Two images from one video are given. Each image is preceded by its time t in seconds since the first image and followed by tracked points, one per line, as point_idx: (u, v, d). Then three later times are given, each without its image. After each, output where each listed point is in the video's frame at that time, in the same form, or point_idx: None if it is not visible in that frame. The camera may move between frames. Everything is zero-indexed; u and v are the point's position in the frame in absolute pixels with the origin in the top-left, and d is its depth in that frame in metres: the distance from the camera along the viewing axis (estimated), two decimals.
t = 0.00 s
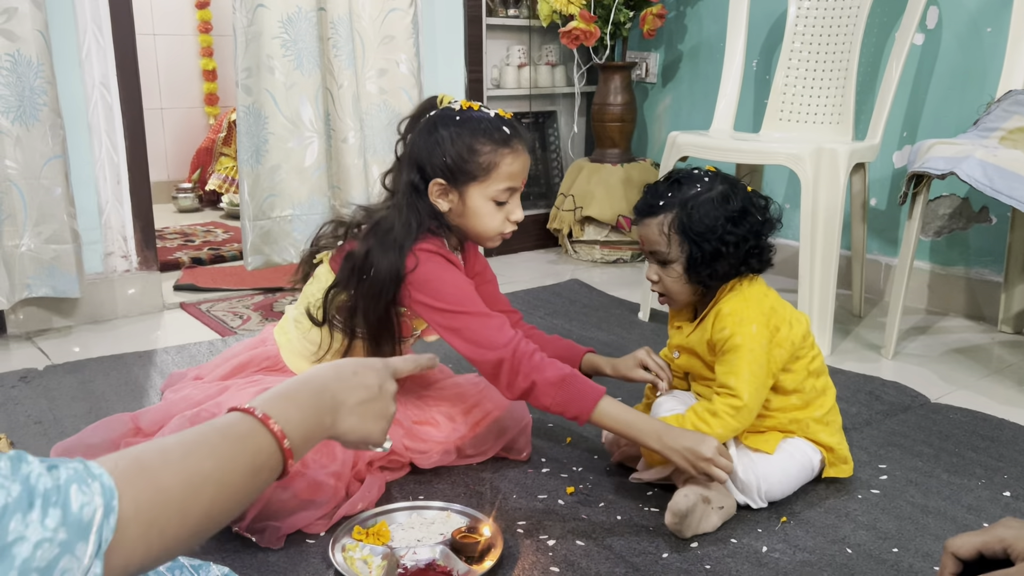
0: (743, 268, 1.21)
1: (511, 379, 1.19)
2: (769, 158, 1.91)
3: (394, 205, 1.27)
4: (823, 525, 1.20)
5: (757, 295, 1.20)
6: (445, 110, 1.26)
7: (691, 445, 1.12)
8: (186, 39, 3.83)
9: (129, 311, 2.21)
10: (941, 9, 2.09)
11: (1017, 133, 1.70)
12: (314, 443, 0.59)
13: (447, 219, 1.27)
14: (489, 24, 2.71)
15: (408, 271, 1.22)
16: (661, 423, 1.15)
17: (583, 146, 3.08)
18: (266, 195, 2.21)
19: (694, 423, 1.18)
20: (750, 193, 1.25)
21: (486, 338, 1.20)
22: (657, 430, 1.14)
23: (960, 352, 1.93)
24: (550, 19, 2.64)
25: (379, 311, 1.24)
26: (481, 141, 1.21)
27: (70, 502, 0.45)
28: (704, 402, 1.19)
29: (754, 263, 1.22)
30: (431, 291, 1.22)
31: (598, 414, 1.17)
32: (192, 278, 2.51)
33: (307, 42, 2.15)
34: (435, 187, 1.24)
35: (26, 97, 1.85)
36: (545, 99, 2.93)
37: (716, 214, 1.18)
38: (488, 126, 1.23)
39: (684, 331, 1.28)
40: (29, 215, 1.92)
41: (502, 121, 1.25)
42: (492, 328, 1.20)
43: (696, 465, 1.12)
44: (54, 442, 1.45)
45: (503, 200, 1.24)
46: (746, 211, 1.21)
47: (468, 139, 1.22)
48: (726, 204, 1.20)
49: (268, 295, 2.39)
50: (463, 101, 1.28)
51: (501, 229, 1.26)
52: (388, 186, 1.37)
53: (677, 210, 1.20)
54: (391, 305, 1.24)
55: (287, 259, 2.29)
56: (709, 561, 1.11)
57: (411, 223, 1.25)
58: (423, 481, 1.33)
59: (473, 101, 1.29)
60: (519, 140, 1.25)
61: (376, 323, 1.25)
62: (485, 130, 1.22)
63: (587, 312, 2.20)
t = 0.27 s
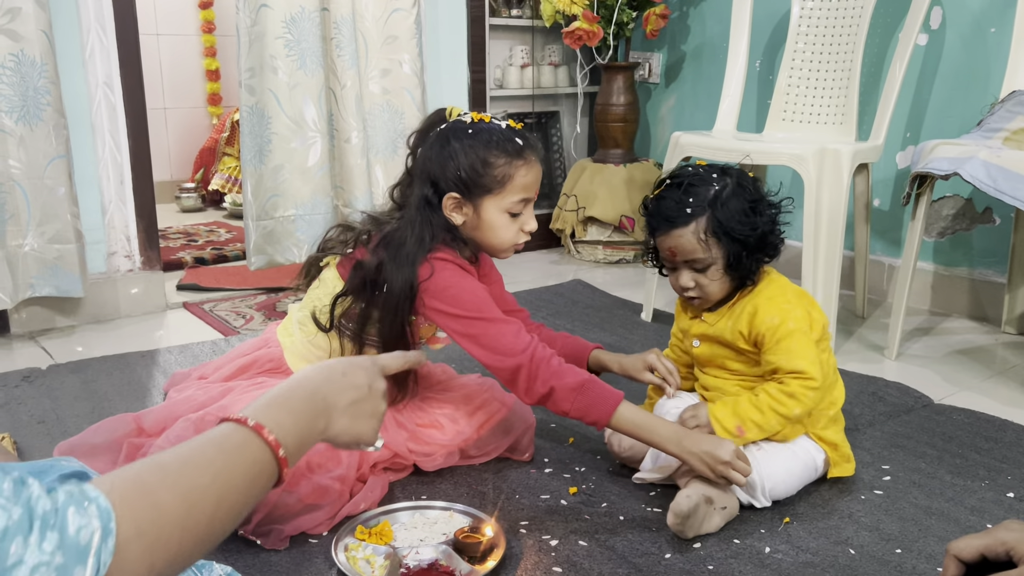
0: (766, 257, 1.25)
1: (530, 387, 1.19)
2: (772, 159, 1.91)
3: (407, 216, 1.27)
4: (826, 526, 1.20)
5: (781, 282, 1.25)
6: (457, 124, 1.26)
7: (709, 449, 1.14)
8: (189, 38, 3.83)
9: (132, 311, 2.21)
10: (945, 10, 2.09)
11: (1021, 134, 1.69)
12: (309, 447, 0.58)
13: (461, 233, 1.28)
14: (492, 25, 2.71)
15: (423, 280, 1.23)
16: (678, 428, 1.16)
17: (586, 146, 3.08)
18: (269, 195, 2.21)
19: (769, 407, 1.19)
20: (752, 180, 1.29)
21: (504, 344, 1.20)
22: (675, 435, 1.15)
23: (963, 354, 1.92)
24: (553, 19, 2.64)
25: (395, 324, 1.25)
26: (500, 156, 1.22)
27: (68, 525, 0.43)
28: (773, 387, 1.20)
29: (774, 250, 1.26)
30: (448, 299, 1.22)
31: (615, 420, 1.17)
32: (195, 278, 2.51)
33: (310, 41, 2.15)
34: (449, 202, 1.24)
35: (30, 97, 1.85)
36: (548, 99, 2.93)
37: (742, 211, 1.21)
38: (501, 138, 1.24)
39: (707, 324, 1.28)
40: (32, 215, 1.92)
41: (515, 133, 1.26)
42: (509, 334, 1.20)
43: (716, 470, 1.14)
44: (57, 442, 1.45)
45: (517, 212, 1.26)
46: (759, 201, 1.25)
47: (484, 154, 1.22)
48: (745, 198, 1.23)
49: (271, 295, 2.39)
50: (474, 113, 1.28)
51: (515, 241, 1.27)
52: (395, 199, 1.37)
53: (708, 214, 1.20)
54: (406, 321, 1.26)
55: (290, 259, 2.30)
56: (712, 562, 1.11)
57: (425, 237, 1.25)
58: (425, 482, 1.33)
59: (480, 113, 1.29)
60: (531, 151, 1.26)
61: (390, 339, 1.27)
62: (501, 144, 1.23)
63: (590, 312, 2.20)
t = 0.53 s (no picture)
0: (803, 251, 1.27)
1: (502, 365, 1.16)
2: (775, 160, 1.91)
3: (390, 202, 1.27)
4: (829, 526, 1.20)
5: (818, 273, 1.28)
6: (445, 110, 1.26)
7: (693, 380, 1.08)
8: (193, 39, 3.84)
9: (136, 310, 2.22)
10: (948, 11, 2.09)
11: None
12: None
13: (446, 220, 1.27)
14: (495, 25, 2.71)
15: (397, 262, 1.23)
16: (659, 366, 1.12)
17: (589, 147, 3.08)
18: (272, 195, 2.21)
19: (854, 395, 1.21)
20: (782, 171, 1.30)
21: (476, 325, 1.18)
22: (657, 376, 1.11)
23: (965, 354, 1.92)
24: (556, 20, 2.64)
25: (377, 307, 1.25)
26: (485, 140, 1.22)
27: None
28: (849, 375, 1.21)
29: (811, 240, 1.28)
30: (422, 280, 1.22)
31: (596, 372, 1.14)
32: (198, 277, 2.52)
33: (314, 42, 2.16)
34: (434, 186, 1.24)
35: (35, 97, 1.86)
36: (551, 99, 2.94)
37: (784, 204, 1.23)
38: (488, 124, 1.23)
39: (742, 315, 1.28)
40: (37, 214, 1.93)
41: (502, 119, 1.26)
42: (481, 316, 1.18)
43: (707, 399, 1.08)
44: (62, 440, 1.45)
45: (503, 198, 1.24)
46: (794, 193, 1.27)
47: (469, 139, 1.22)
48: (784, 191, 1.24)
49: (274, 295, 2.39)
50: (464, 101, 1.28)
51: (500, 228, 1.26)
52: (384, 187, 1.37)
53: (753, 210, 1.21)
54: (387, 303, 1.25)
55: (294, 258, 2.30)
56: (715, 561, 1.11)
57: (406, 221, 1.25)
58: (428, 481, 1.33)
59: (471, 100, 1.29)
60: (519, 137, 1.25)
61: (370, 326, 1.27)
62: (487, 128, 1.23)
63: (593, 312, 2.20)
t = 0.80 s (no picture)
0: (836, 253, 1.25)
1: (542, 346, 1.23)
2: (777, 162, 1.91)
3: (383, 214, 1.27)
4: (830, 528, 1.20)
5: (845, 277, 1.26)
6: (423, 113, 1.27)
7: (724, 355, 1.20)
8: (196, 39, 3.85)
9: (138, 310, 2.22)
10: (950, 13, 2.09)
11: None
12: None
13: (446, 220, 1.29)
14: (498, 26, 2.72)
15: (416, 267, 1.25)
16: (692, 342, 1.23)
17: (591, 148, 3.08)
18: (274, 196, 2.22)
19: (880, 403, 1.21)
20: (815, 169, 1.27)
21: (508, 314, 1.23)
22: (690, 351, 1.22)
23: (967, 356, 1.92)
24: (559, 21, 2.65)
25: (381, 318, 1.26)
26: (470, 137, 1.23)
27: None
28: (874, 382, 1.21)
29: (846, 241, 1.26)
30: (445, 280, 1.25)
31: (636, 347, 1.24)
32: (201, 278, 2.52)
33: (317, 43, 2.16)
34: (429, 191, 1.25)
35: (38, 98, 1.86)
36: (553, 101, 2.94)
37: (824, 207, 1.20)
38: (467, 119, 1.25)
39: (768, 313, 1.25)
40: (40, 214, 1.93)
41: (479, 112, 1.27)
42: (510, 305, 1.24)
43: (737, 371, 1.19)
44: (64, 440, 1.46)
45: (497, 187, 1.26)
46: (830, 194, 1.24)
47: (451, 137, 1.23)
48: (823, 193, 1.21)
49: (276, 295, 2.40)
50: (436, 103, 1.30)
51: (501, 217, 1.27)
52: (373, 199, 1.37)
53: (797, 215, 1.17)
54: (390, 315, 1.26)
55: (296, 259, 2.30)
56: (716, 563, 1.11)
57: (404, 227, 1.25)
58: (430, 482, 1.34)
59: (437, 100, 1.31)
60: (499, 127, 1.27)
61: (374, 335, 1.27)
62: (467, 124, 1.24)
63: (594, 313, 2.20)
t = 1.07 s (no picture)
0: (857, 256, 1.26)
1: (538, 363, 1.20)
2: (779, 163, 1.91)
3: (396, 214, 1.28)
4: (831, 529, 1.20)
5: (855, 283, 1.27)
6: (438, 117, 1.29)
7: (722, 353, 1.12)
8: (198, 40, 3.85)
9: (140, 311, 2.23)
10: (952, 14, 2.09)
11: None
12: None
13: (463, 221, 1.29)
14: (500, 27, 2.72)
15: (425, 269, 1.23)
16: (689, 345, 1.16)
17: (593, 149, 3.08)
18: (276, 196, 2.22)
19: (885, 412, 1.21)
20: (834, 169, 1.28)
21: (508, 328, 1.21)
22: (686, 356, 1.15)
23: (968, 358, 1.92)
24: (561, 22, 2.65)
25: (400, 321, 1.24)
26: (486, 139, 1.25)
27: None
28: (879, 390, 1.21)
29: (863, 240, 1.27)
30: (451, 287, 1.23)
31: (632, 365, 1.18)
32: (203, 278, 2.52)
33: (318, 43, 2.16)
34: (446, 192, 1.26)
35: (41, 98, 1.87)
36: (555, 102, 2.94)
37: (848, 206, 1.20)
38: (483, 122, 1.27)
39: (778, 314, 1.25)
40: (42, 214, 1.94)
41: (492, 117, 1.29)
42: (513, 318, 1.21)
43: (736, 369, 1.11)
44: (66, 440, 1.46)
45: (513, 187, 1.27)
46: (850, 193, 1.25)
47: (467, 137, 1.25)
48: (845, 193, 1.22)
49: (278, 296, 2.40)
50: (450, 108, 1.31)
51: (517, 218, 1.28)
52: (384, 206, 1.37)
53: (825, 213, 1.17)
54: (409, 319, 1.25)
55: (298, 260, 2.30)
56: (717, 564, 1.11)
57: (420, 228, 1.25)
58: (432, 482, 1.34)
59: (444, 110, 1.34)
60: (513, 130, 1.29)
61: (392, 340, 1.25)
62: (483, 125, 1.26)
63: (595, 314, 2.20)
